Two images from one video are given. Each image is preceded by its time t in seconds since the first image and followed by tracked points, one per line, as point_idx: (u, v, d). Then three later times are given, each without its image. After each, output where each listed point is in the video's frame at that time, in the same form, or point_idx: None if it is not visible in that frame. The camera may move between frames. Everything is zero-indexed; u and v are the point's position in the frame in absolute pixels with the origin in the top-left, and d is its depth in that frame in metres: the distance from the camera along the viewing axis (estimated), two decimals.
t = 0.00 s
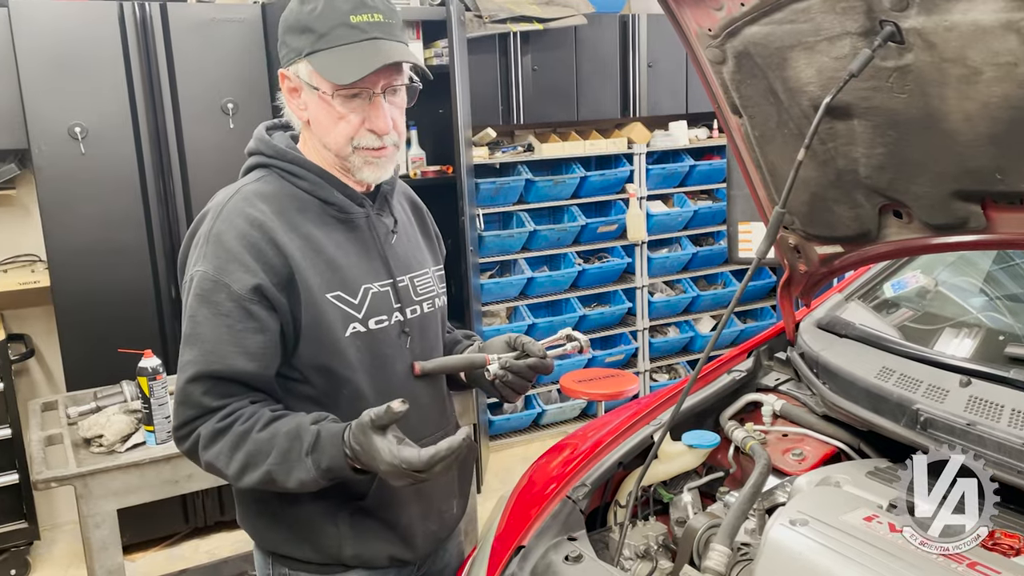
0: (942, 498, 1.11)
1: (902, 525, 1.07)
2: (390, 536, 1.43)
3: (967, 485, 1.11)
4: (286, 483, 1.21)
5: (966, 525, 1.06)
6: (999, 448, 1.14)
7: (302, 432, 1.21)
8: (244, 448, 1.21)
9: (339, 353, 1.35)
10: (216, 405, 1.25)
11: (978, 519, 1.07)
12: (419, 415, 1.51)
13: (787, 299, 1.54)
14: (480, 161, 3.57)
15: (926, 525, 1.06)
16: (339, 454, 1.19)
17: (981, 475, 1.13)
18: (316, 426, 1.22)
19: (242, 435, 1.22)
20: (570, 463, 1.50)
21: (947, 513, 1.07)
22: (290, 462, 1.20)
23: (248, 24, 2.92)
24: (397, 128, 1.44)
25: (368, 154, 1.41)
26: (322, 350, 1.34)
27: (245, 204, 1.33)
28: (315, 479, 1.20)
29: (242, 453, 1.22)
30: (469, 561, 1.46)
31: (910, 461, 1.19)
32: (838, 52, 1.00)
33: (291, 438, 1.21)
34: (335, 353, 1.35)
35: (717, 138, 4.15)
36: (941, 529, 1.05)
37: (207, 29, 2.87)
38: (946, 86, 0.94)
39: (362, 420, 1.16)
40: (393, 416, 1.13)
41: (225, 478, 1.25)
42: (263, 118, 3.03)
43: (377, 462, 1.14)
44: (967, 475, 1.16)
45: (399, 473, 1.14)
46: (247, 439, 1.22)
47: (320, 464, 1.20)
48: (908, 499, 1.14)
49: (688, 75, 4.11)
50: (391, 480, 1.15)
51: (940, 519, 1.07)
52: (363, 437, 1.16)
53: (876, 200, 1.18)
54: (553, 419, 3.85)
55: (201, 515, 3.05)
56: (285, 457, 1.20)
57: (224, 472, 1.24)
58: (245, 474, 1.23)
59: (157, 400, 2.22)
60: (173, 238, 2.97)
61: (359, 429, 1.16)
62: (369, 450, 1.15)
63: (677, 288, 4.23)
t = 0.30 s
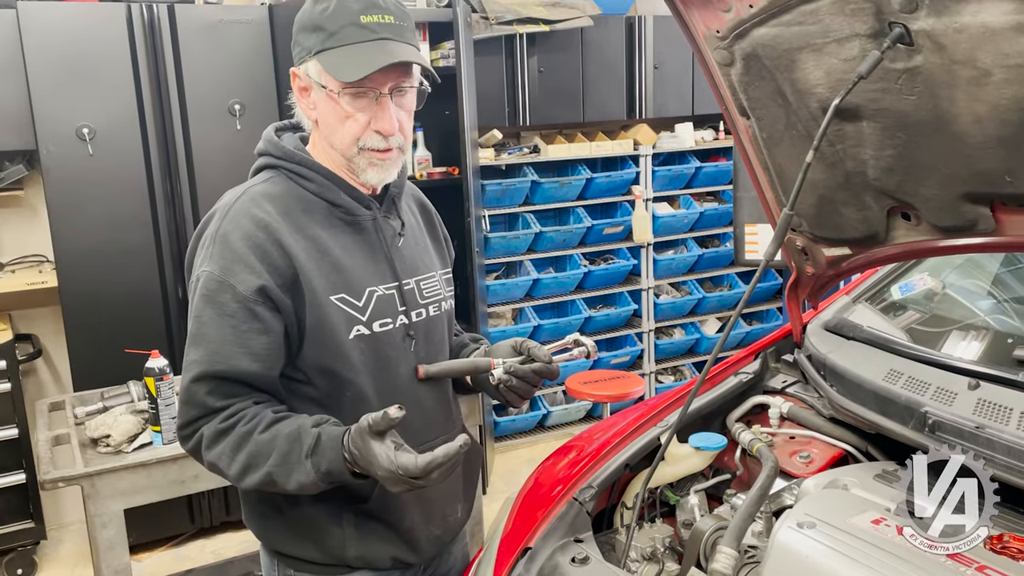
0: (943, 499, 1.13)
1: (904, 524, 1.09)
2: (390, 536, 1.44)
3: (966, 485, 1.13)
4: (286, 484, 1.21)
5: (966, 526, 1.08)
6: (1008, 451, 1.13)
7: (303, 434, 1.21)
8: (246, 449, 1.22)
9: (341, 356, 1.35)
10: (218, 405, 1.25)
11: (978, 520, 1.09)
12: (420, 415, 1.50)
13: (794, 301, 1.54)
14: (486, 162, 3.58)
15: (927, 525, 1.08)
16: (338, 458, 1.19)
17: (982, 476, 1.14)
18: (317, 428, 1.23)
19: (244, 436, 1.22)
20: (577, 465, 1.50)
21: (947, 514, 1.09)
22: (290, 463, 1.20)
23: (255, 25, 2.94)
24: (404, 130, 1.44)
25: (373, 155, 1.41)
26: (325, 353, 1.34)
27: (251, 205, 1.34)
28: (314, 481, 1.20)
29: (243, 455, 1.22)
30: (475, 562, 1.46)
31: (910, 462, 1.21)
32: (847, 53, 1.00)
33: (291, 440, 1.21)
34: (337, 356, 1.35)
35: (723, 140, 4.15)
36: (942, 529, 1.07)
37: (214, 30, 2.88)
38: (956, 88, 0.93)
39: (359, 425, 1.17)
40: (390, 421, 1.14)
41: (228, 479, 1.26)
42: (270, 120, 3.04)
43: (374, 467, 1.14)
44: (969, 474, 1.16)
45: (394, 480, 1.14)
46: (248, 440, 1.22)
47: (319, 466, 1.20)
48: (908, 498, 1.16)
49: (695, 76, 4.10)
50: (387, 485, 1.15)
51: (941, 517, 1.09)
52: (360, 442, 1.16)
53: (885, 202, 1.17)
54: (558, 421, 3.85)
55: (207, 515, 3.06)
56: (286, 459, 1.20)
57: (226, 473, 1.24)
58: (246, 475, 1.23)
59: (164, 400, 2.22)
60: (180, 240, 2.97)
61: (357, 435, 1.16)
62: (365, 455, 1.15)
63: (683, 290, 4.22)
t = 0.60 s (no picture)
0: (942, 500, 1.12)
1: (904, 526, 1.09)
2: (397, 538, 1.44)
3: (966, 485, 1.12)
4: (303, 480, 1.21)
5: (966, 526, 1.08)
6: (1011, 454, 1.13)
7: (315, 429, 1.22)
8: (260, 448, 1.22)
9: (352, 356, 1.36)
10: (232, 410, 1.25)
11: (979, 520, 1.09)
12: (430, 411, 1.51)
13: (798, 304, 1.54)
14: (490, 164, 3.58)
15: (927, 525, 1.08)
16: (353, 449, 1.19)
17: (982, 476, 1.14)
18: (330, 423, 1.23)
19: (258, 435, 1.22)
20: (581, 466, 1.50)
21: (947, 513, 1.09)
22: (304, 459, 1.20)
23: (260, 27, 2.94)
24: (409, 132, 1.44)
25: (379, 157, 1.41)
26: (334, 354, 1.35)
27: (258, 207, 1.34)
28: (330, 473, 1.20)
29: (257, 453, 1.22)
30: (478, 562, 1.47)
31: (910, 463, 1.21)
32: (850, 57, 1.00)
33: (304, 435, 1.21)
34: (347, 356, 1.35)
35: (727, 142, 4.15)
36: (942, 527, 1.07)
37: (219, 32, 2.89)
38: (960, 92, 0.93)
39: (372, 411, 1.17)
40: (404, 401, 1.14)
41: (243, 481, 1.25)
42: (274, 121, 3.04)
43: (390, 450, 1.14)
44: (967, 474, 1.16)
45: (413, 460, 1.14)
46: (262, 439, 1.22)
47: (334, 459, 1.19)
48: (909, 501, 1.16)
49: (699, 78, 4.10)
50: (404, 468, 1.15)
51: (941, 517, 1.09)
52: (374, 428, 1.16)
53: (889, 206, 1.17)
54: (562, 422, 3.85)
55: (211, 515, 3.06)
56: (300, 455, 1.20)
57: (241, 475, 1.24)
58: (261, 475, 1.23)
59: (168, 400, 2.23)
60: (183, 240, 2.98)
61: (369, 421, 1.16)
62: (381, 438, 1.15)
63: (687, 291, 4.22)
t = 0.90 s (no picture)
0: (942, 501, 1.13)
1: (904, 527, 1.09)
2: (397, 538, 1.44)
3: (966, 485, 1.12)
4: (307, 482, 1.21)
5: (966, 526, 1.08)
6: (1010, 457, 1.13)
7: (320, 430, 1.22)
8: (264, 450, 1.22)
9: (349, 356, 1.36)
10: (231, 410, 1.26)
11: (978, 519, 1.09)
12: (429, 411, 1.51)
13: (798, 306, 1.54)
14: (491, 165, 3.58)
15: (927, 525, 1.09)
16: (359, 450, 1.19)
17: (982, 477, 1.15)
18: (335, 425, 1.23)
19: (262, 437, 1.22)
20: (580, 467, 1.50)
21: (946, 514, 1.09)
22: (310, 460, 1.21)
23: (261, 28, 2.95)
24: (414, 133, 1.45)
25: (386, 159, 1.42)
26: (333, 354, 1.35)
27: (257, 209, 1.34)
28: (335, 475, 1.20)
29: (262, 455, 1.22)
30: (477, 562, 1.48)
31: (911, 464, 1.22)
32: (850, 59, 1.00)
33: (309, 437, 1.21)
34: (345, 356, 1.36)
35: (728, 143, 4.15)
36: (940, 527, 1.08)
37: (221, 32, 2.89)
38: (959, 95, 0.93)
39: (378, 411, 1.17)
40: (410, 402, 1.14)
41: (247, 483, 1.26)
42: (276, 121, 3.04)
43: (396, 451, 1.14)
44: (967, 475, 1.17)
45: (419, 461, 1.14)
46: (266, 441, 1.22)
47: (339, 460, 1.20)
48: (909, 503, 1.16)
49: (700, 79, 4.10)
50: (410, 468, 1.15)
51: (940, 518, 1.10)
52: (381, 428, 1.16)
53: (889, 208, 1.17)
54: (562, 422, 3.86)
55: (212, 515, 3.07)
56: (306, 456, 1.21)
57: (245, 476, 1.24)
58: (266, 476, 1.23)
59: (169, 400, 2.23)
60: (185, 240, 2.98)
61: (376, 421, 1.17)
62: (388, 438, 1.15)
63: (687, 293, 4.22)
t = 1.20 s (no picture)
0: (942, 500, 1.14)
1: (904, 527, 1.10)
2: (393, 537, 1.44)
3: (966, 485, 1.13)
4: (319, 468, 1.21)
5: (966, 526, 1.09)
6: (1008, 458, 1.14)
7: (331, 416, 1.22)
8: (271, 440, 1.22)
9: (346, 355, 1.36)
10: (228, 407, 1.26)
11: (978, 519, 1.10)
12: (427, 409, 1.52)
13: (796, 307, 1.54)
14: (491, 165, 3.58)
15: (927, 525, 1.10)
16: (371, 432, 1.19)
17: (983, 478, 1.15)
18: (345, 410, 1.24)
19: (266, 428, 1.23)
20: (579, 467, 1.51)
21: (947, 514, 1.10)
22: (321, 446, 1.21)
23: (262, 27, 2.95)
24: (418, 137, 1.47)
25: (392, 163, 1.44)
26: (329, 353, 1.36)
27: (251, 207, 1.35)
28: (347, 461, 1.21)
29: (271, 444, 1.22)
30: (476, 562, 1.48)
31: (910, 463, 1.23)
32: (850, 62, 1.00)
33: (320, 423, 1.22)
34: (343, 355, 1.36)
35: (728, 144, 4.15)
36: (940, 528, 1.08)
37: (222, 32, 2.89)
38: (959, 97, 0.94)
39: (401, 383, 1.16)
40: (435, 368, 1.13)
41: (251, 477, 1.25)
42: (276, 120, 3.04)
43: (422, 421, 1.14)
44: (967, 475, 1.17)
45: (451, 427, 1.14)
46: (272, 432, 1.22)
47: (352, 444, 1.20)
48: (909, 503, 1.17)
49: (701, 80, 4.10)
50: (437, 437, 1.15)
51: (939, 520, 1.10)
52: (402, 401, 1.16)
53: (887, 210, 1.18)
54: (561, 423, 3.86)
55: (211, 514, 3.07)
56: (317, 442, 1.21)
57: (250, 469, 1.23)
58: (273, 467, 1.23)
59: (169, 399, 2.23)
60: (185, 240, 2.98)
61: (397, 394, 1.16)
62: (417, 407, 1.15)
63: (687, 293, 4.22)
